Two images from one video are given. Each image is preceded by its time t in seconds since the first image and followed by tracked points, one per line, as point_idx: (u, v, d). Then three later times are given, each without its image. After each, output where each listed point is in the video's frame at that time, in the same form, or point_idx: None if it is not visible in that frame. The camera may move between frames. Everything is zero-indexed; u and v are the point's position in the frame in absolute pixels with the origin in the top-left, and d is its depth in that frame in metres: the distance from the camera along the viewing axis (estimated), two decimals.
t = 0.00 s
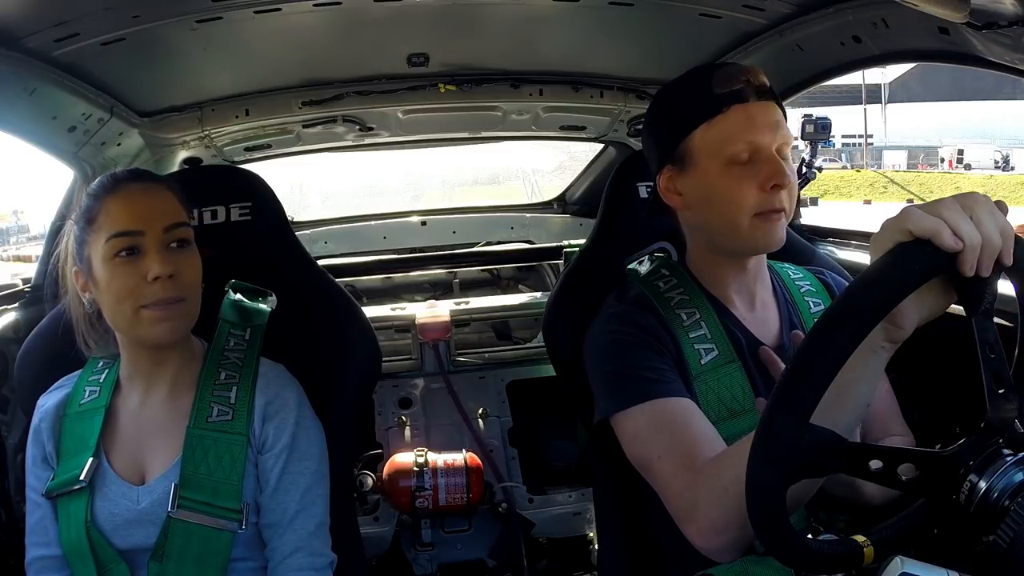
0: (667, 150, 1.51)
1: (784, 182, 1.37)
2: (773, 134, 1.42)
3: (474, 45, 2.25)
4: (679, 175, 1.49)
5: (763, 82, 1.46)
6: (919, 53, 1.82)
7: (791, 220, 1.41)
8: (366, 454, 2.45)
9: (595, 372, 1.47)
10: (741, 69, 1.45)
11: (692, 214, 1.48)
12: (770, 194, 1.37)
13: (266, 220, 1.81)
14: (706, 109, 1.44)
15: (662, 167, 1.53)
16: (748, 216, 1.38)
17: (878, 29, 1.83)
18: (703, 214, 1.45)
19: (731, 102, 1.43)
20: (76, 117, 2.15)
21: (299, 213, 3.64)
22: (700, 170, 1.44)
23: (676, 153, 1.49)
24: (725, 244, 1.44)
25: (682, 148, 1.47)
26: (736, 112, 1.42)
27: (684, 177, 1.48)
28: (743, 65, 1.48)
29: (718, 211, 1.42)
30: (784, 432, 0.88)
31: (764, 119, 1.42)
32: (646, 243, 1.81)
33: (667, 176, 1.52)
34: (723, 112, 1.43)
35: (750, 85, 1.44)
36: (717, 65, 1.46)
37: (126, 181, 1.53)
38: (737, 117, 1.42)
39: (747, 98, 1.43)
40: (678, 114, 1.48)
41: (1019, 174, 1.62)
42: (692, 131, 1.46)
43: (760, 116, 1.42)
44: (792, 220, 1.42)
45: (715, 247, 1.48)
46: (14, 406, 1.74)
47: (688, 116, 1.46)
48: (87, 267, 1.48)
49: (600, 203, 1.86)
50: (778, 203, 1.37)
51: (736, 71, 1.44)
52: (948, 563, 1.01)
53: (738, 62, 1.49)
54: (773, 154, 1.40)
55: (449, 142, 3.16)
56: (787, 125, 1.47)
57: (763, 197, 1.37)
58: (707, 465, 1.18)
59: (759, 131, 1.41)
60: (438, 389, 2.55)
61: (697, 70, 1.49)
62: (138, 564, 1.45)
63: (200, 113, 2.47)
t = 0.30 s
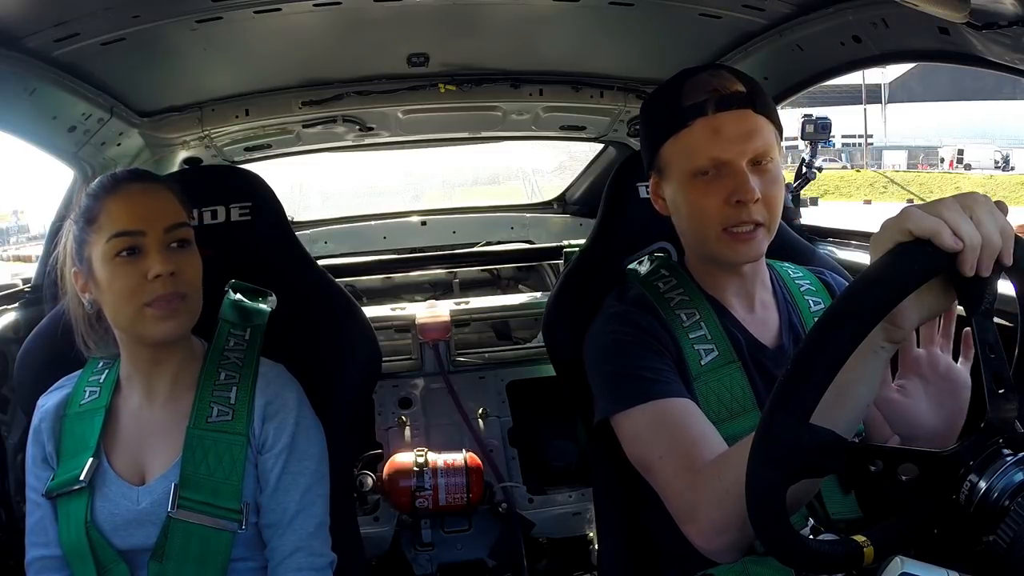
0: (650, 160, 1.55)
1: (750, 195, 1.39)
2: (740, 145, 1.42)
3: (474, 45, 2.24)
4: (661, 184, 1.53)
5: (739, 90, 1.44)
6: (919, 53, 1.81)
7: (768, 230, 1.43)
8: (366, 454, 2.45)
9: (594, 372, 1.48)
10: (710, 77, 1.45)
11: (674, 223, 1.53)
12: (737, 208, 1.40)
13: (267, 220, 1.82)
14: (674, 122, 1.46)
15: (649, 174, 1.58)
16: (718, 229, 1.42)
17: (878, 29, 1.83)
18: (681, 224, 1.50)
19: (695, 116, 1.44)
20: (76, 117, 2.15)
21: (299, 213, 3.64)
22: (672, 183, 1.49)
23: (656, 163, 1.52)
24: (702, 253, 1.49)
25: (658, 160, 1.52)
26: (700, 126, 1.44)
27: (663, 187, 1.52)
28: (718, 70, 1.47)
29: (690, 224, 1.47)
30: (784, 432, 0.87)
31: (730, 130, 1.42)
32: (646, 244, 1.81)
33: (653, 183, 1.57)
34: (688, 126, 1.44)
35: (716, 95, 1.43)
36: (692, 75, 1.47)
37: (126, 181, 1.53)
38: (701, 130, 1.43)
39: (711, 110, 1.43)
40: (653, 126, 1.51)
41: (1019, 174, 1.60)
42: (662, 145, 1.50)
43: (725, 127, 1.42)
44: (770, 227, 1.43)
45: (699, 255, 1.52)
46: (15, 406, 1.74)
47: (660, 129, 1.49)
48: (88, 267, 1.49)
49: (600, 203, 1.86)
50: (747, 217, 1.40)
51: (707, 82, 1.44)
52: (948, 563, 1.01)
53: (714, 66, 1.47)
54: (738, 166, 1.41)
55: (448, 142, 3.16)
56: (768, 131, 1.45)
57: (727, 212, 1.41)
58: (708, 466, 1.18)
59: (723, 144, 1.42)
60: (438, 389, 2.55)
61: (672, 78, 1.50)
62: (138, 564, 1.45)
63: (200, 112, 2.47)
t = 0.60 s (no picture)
0: (652, 160, 1.56)
1: (739, 207, 1.40)
2: (735, 153, 1.41)
3: (474, 45, 2.24)
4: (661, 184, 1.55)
5: (739, 97, 1.42)
6: (920, 53, 1.81)
7: (761, 236, 1.44)
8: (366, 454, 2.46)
9: (595, 373, 1.47)
10: (709, 82, 1.44)
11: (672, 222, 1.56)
12: (727, 217, 1.42)
13: (267, 219, 1.82)
14: (673, 126, 1.46)
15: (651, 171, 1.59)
16: (710, 235, 1.45)
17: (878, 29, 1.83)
18: (676, 225, 1.53)
19: (693, 121, 1.43)
20: (76, 117, 2.15)
21: (299, 213, 3.64)
22: (669, 185, 1.51)
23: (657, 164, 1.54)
24: (696, 255, 1.52)
25: (658, 160, 1.53)
26: (696, 132, 1.44)
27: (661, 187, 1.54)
28: (720, 73, 1.45)
29: (684, 227, 1.49)
30: (783, 434, 0.87)
31: (726, 138, 1.42)
32: (646, 244, 1.81)
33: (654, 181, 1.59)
34: (685, 131, 1.45)
35: (713, 102, 1.42)
36: (693, 78, 1.46)
37: (136, 186, 1.51)
38: (697, 136, 1.43)
39: (706, 117, 1.42)
40: (655, 127, 1.51)
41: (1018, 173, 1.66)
42: (661, 146, 1.51)
43: (720, 134, 1.42)
44: (762, 233, 1.44)
45: (695, 255, 1.55)
46: (14, 406, 1.74)
47: (660, 131, 1.50)
48: (97, 276, 1.47)
49: (600, 203, 1.86)
50: (736, 226, 1.42)
51: (706, 89, 1.43)
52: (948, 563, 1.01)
53: (716, 69, 1.46)
54: (731, 174, 1.42)
55: (448, 142, 3.16)
56: (766, 138, 1.43)
57: (718, 218, 1.42)
58: (709, 466, 1.18)
59: (717, 151, 1.42)
60: (438, 388, 2.55)
61: (676, 79, 1.49)
62: (138, 564, 1.45)
63: (200, 113, 2.47)
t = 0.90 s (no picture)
0: (663, 159, 1.54)
1: (763, 202, 1.38)
2: (757, 150, 1.41)
3: (474, 45, 2.25)
4: (673, 184, 1.53)
5: (759, 94, 1.43)
6: (920, 53, 1.81)
7: (778, 234, 1.43)
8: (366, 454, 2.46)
9: (595, 373, 1.47)
10: (730, 80, 1.44)
11: (683, 222, 1.53)
12: (749, 213, 1.40)
13: (267, 220, 1.81)
14: (692, 122, 1.45)
15: (659, 171, 1.57)
16: (729, 233, 1.42)
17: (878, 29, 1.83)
18: (690, 224, 1.50)
19: (715, 117, 1.43)
20: (76, 118, 2.15)
21: (299, 213, 3.64)
22: (686, 182, 1.48)
23: (670, 163, 1.52)
24: (709, 254, 1.49)
25: (672, 158, 1.51)
26: (718, 127, 1.43)
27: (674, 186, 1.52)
28: (738, 72, 1.45)
29: (701, 225, 1.47)
30: (782, 434, 0.87)
31: (748, 134, 1.41)
32: (646, 244, 1.81)
33: (662, 181, 1.56)
34: (706, 127, 1.43)
35: (736, 98, 1.42)
36: (711, 76, 1.45)
37: (151, 191, 1.51)
38: (719, 132, 1.42)
39: (730, 112, 1.42)
40: (671, 124, 1.49)
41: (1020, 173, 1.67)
42: (679, 143, 1.48)
43: (743, 130, 1.41)
44: (779, 231, 1.43)
45: (705, 255, 1.52)
46: (14, 406, 1.74)
47: (677, 128, 1.48)
48: (102, 274, 1.47)
49: (600, 203, 1.86)
50: (758, 222, 1.40)
51: (729, 85, 1.43)
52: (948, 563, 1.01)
53: (733, 68, 1.46)
54: (754, 170, 1.41)
55: (448, 142, 3.16)
56: (783, 136, 1.44)
57: (740, 215, 1.40)
58: (710, 466, 1.17)
59: (741, 147, 1.41)
60: (438, 389, 2.55)
61: (691, 77, 1.49)
62: (138, 564, 1.45)
63: (200, 113, 2.47)
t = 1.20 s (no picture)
0: (676, 153, 1.50)
1: (792, 187, 1.36)
2: (780, 139, 1.41)
3: (473, 45, 2.25)
4: (686, 178, 1.48)
5: (773, 88, 1.45)
6: (921, 53, 1.81)
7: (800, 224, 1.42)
8: (366, 454, 2.45)
9: (596, 372, 1.47)
10: (748, 73, 1.44)
11: (699, 217, 1.48)
12: (777, 198, 1.37)
13: (267, 220, 1.81)
14: (713, 112, 1.43)
15: (668, 168, 1.52)
16: (759, 220, 1.38)
17: (878, 29, 1.83)
18: (709, 217, 1.45)
19: (739, 107, 1.42)
20: (76, 117, 2.15)
21: (300, 213, 3.64)
22: (707, 173, 1.44)
23: (684, 157, 1.48)
24: (732, 246, 1.45)
25: (689, 151, 1.47)
26: (743, 116, 1.41)
27: (690, 180, 1.47)
28: (750, 68, 1.47)
29: (725, 215, 1.42)
30: (782, 434, 0.87)
31: (772, 124, 1.41)
32: (646, 244, 1.81)
33: (672, 178, 1.52)
34: (730, 116, 1.42)
35: (756, 89, 1.43)
36: (728, 69, 1.45)
37: (163, 182, 1.53)
38: (744, 121, 1.41)
39: (754, 102, 1.42)
40: (688, 117, 1.47)
41: None
42: (699, 135, 1.45)
43: (768, 120, 1.41)
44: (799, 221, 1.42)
45: (722, 250, 1.48)
46: (14, 406, 1.74)
47: (696, 119, 1.45)
48: (109, 259, 1.48)
49: (600, 203, 1.86)
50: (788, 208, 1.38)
51: (748, 77, 1.44)
52: (947, 563, 1.01)
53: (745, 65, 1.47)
54: (780, 158, 1.40)
55: (448, 142, 3.16)
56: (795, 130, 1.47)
57: (771, 202, 1.37)
58: (713, 461, 1.17)
59: (767, 136, 1.40)
60: (438, 388, 2.55)
61: (704, 72, 1.48)
62: (138, 563, 1.45)
63: (200, 113, 2.47)
